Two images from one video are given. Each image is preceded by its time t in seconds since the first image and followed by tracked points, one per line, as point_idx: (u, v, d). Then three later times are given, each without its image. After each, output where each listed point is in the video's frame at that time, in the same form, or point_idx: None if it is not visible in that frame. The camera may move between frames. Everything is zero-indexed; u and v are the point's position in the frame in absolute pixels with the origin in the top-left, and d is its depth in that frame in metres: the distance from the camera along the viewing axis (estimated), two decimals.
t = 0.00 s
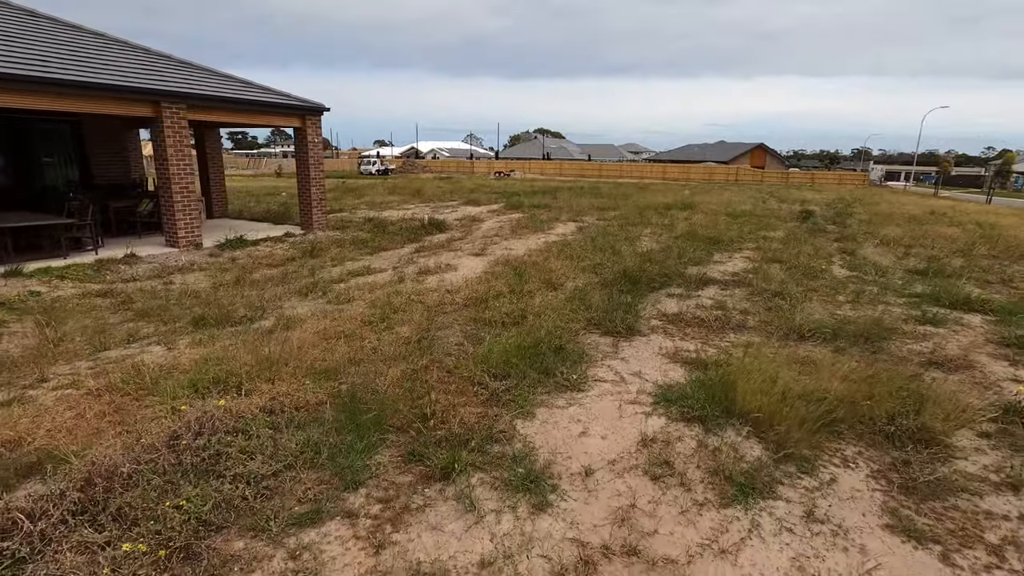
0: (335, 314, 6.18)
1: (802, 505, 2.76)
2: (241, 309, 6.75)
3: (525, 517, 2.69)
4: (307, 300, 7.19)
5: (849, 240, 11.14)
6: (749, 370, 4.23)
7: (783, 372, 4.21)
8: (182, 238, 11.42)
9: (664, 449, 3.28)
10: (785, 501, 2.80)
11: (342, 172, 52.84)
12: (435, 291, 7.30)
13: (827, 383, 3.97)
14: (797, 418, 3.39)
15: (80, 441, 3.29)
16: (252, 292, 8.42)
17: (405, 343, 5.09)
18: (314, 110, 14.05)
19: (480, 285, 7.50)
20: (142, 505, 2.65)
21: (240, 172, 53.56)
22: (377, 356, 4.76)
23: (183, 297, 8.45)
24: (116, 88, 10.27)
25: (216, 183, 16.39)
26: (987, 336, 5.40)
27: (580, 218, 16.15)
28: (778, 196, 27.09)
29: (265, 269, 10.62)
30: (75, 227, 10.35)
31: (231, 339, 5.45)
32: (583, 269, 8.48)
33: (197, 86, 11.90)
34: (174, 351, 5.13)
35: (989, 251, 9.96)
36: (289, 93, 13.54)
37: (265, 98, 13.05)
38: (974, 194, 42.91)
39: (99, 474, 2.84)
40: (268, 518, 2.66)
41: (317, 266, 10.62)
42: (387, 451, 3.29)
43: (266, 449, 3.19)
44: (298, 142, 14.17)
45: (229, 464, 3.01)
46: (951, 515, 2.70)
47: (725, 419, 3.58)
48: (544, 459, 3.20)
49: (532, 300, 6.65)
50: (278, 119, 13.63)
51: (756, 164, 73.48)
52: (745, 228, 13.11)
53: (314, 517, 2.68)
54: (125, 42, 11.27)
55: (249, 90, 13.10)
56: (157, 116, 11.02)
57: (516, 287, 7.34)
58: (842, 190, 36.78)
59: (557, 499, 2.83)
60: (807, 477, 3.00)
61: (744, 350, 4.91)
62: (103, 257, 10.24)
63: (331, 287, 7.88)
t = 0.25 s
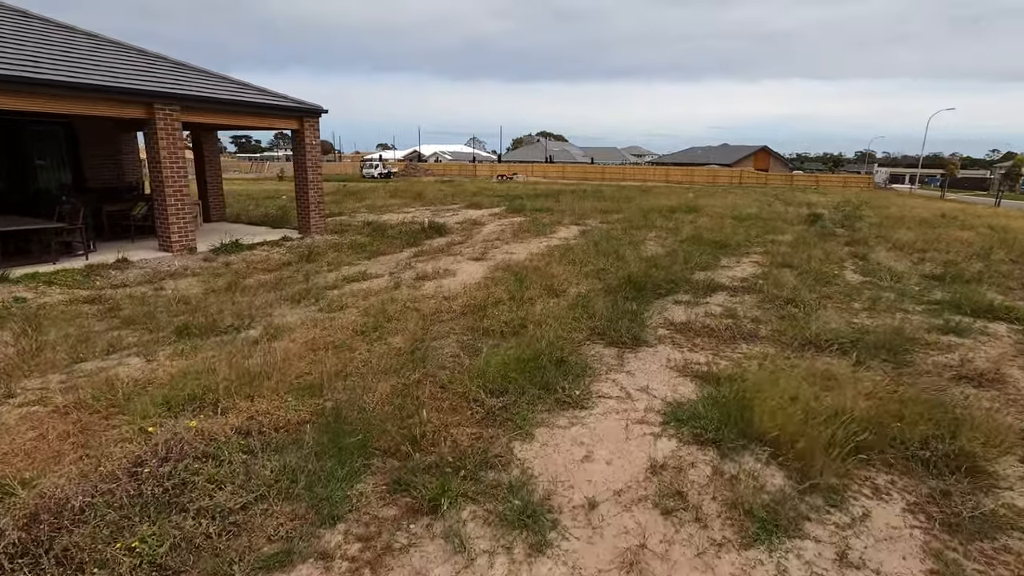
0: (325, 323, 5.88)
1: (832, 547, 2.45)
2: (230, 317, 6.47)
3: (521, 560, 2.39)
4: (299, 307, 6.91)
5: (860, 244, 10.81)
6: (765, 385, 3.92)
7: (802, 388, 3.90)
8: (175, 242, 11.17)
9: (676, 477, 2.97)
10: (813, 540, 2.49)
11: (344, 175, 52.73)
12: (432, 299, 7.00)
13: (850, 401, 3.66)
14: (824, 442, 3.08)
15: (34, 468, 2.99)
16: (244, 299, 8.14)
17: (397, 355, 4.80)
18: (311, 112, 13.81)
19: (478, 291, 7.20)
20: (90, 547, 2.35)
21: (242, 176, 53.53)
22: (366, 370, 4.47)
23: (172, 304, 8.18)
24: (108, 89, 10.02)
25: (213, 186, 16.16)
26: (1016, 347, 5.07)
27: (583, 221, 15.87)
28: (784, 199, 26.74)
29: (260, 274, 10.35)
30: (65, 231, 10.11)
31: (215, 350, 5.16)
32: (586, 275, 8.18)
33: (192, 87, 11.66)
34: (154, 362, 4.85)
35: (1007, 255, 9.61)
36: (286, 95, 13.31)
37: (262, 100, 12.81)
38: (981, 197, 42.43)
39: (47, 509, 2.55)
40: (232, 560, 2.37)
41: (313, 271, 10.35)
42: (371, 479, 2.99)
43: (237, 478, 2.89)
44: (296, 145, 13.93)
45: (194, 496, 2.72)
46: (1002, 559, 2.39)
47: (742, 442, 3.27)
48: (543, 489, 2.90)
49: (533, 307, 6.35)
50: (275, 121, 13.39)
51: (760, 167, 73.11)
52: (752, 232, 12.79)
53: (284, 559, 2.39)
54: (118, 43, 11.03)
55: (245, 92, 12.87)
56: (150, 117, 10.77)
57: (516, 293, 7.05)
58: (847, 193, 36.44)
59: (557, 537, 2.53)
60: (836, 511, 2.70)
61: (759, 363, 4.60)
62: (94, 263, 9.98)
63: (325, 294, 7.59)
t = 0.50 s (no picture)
0: (320, 335, 5.66)
1: None
2: (223, 329, 6.26)
3: None
4: (294, 318, 6.68)
5: (874, 248, 10.48)
6: (785, 406, 3.65)
7: (825, 409, 3.62)
8: (174, 249, 11.00)
9: (692, 515, 2.70)
10: None
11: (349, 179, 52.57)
12: (432, 308, 6.77)
13: (878, 424, 3.38)
14: (853, 475, 2.81)
15: None
16: (241, 308, 7.94)
17: (393, 371, 4.56)
18: (313, 117, 13.65)
19: (480, 301, 6.96)
20: None
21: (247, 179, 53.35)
22: (359, 388, 4.23)
23: (168, 313, 7.99)
24: (105, 95, 9.86)
25: (215, 191, 16.03)
26: None
27: (589, 225, 15.61)
28: (793, 201, 26.35)
29: (260, 282, 10.17)
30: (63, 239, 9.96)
31: (203, 365, 4.94)
32: (592, 282, 7.92)
33: (191, 92, 11.50)
34: (139, 379, 4.63)
35: None
36: (288, 100, 13.15)
37: (262, 105, 12.66)
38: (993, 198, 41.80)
39: None
40: None
41: (313, 278, 10.15)
42: (358, 516, 2.75)
43: (211, 515, 2.66)
44: (297, 150, 13.76)
45: (163, 538, 2.48)
46: None
47: (761, 472, 3.00)
48: (545, 528, 2.64)
49: (536, 318, 6.10)
50: (276, 125, 13.23)
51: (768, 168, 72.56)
52: (762, 235, 12.49)
53: None
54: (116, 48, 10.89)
55: (245, 96, 12.71)
56: (148, 123, 10.60)
57: (519, 302, 6.79)
58: (857, 194, 35.99)
59: None
60: (871, 557, 2.42)
61: (776, 380, 4.32)
62: (91, 270, 9.83)
63: (323, 303, 7.38)
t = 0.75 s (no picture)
0: (311, 343, 5.41)
1: None
2: (212, 335, 6.03)
3: None
4: (287, 323, 6.44)
5: (889, 251, 10.14)
6: (805, 423, 3.36)
7: (849, 428, 3.33)
8: (171, 251, 10.79)
9: (706, 552, 2.42)
10: None
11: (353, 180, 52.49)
12: (430, 314, 6.51)
13: (909, 445, 3.08)
14: (886, 506, 2.52)
15: None
16: (234, 312, 7.72)
17: (384, 382, 4.30)
18: (313, 117, 13.45)
19: (480, 306, 6.70)
20: None
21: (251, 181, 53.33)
22: (346, 402, 3.97)
23: (160, 317, 7.77)
24: (99, 94, 9.66)
25: (215, 192, 15.86)
26: None
27: (594, 226, 15.32)
28: (801, 202, 25.96)
29: (257, 285, 9.95)
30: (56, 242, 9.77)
31: (186, 375, 4.69)
32: (596, 287, 7.64)
33: (189, 92, 11.30)
34: (118, 390, 4.39)
35: None
36: (287, 100, 12.95)
37: (261, 105, 12.46)
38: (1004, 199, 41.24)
39: None
40: None
41: (311, 281, 9.91)
42: (335, 551, 2.49)
43: (171, 549, 2.40)
44: (297, 151, 13.56)
45: None
46: None
47: (782, 501, 2.72)
48: (541, 566, 2.37)
49: (537, 325, 5.82)
50: (276, 126, 13.03)
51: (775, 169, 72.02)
52: (771, 237, 12.16)
53: None
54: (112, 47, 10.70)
55: (244, 96, 12.51)
56: (144, 123, 10.39)
57: (520, 308, 6.52)
58: (866, 194, 35.53)
59: None
60: None
61: (794, 394, 4.03)
62: (84, 273, 9.63)
63: (318, 307, 7.14)
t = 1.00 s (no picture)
0: (296, 351, 5.11)
1: None
2: (195, 343, 5.73)
3: None
4: (274, 330, 6.14)
5: (903, 254, 9.79)
6: (832, 449, 3.03)
7: (881, 453, 3.00)
8: (162, 252, 10.51)
9: None
10: None
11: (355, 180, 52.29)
12: (424, 320, 6.20)
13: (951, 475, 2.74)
14: (931, 555, 2.20)
15: None
16: (223, 317, 7.42)
17: (370, 397, 3.99)
18: (310, 115, 13.16)
19: (477, 312, 6.38)
20: None
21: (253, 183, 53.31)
22: (328, 419, 3.66)
23: (145, 322, 7.48)
24: (88, 91, 9.35)
25: (211, 192, 15.59)
26: None
27: (597, 227, 15.00)
28: (807, 203, 25.59)
29: (250, 288, 9.67)
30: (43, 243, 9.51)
31: (160, 387, 4.39)
32: (599, 291, 7.33)
33: (181, 88, 11.00)
34: (85, 403, 4.09)
35: None
36: (283, 97, 12.66)
37: (257, 102, 12.18)
38: (1012, 200, 40.82)
39: None
40: None
41: (305, 284, 9.62)
42: None
43: None
44: (294, 150, 13.28)
45: None
46: None
47: (810, 543, 2.40)
48: None
49: (537, 333, 5.51)
50: (272, 124, 12.74)
51: (779, 170, 71.59)
52: (780, 239, 11.83)
53: None
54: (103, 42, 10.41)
55: (239, 94, 12.21)
56: (134, 120, 10.08)
57: (519, 314, 6.21)
58: (873, 195, 35.12)
59: None
60: None
61: (814, 413, 3.70)
62: (72, 275, 9.35)
63: (309, 312, 6.84)
